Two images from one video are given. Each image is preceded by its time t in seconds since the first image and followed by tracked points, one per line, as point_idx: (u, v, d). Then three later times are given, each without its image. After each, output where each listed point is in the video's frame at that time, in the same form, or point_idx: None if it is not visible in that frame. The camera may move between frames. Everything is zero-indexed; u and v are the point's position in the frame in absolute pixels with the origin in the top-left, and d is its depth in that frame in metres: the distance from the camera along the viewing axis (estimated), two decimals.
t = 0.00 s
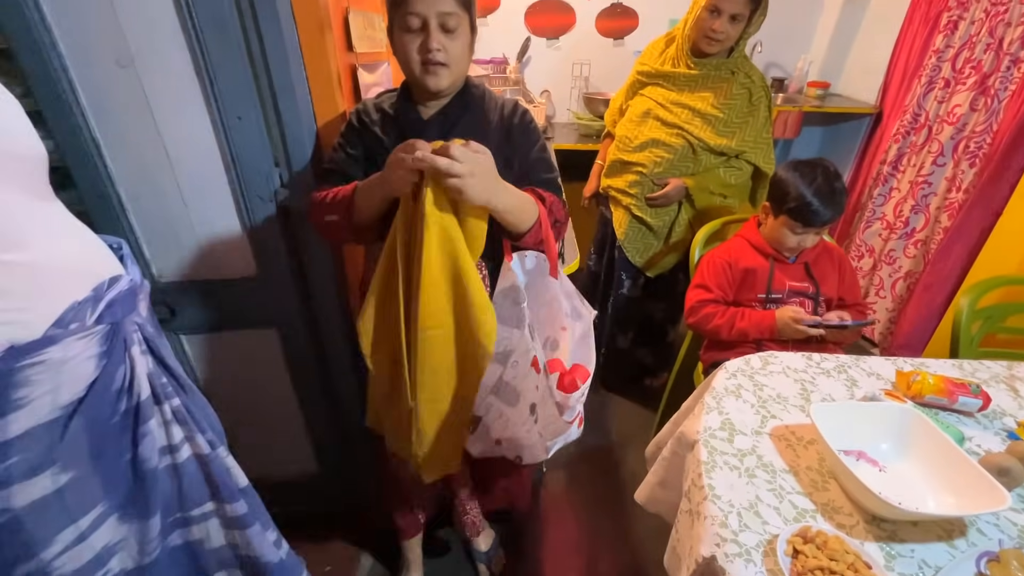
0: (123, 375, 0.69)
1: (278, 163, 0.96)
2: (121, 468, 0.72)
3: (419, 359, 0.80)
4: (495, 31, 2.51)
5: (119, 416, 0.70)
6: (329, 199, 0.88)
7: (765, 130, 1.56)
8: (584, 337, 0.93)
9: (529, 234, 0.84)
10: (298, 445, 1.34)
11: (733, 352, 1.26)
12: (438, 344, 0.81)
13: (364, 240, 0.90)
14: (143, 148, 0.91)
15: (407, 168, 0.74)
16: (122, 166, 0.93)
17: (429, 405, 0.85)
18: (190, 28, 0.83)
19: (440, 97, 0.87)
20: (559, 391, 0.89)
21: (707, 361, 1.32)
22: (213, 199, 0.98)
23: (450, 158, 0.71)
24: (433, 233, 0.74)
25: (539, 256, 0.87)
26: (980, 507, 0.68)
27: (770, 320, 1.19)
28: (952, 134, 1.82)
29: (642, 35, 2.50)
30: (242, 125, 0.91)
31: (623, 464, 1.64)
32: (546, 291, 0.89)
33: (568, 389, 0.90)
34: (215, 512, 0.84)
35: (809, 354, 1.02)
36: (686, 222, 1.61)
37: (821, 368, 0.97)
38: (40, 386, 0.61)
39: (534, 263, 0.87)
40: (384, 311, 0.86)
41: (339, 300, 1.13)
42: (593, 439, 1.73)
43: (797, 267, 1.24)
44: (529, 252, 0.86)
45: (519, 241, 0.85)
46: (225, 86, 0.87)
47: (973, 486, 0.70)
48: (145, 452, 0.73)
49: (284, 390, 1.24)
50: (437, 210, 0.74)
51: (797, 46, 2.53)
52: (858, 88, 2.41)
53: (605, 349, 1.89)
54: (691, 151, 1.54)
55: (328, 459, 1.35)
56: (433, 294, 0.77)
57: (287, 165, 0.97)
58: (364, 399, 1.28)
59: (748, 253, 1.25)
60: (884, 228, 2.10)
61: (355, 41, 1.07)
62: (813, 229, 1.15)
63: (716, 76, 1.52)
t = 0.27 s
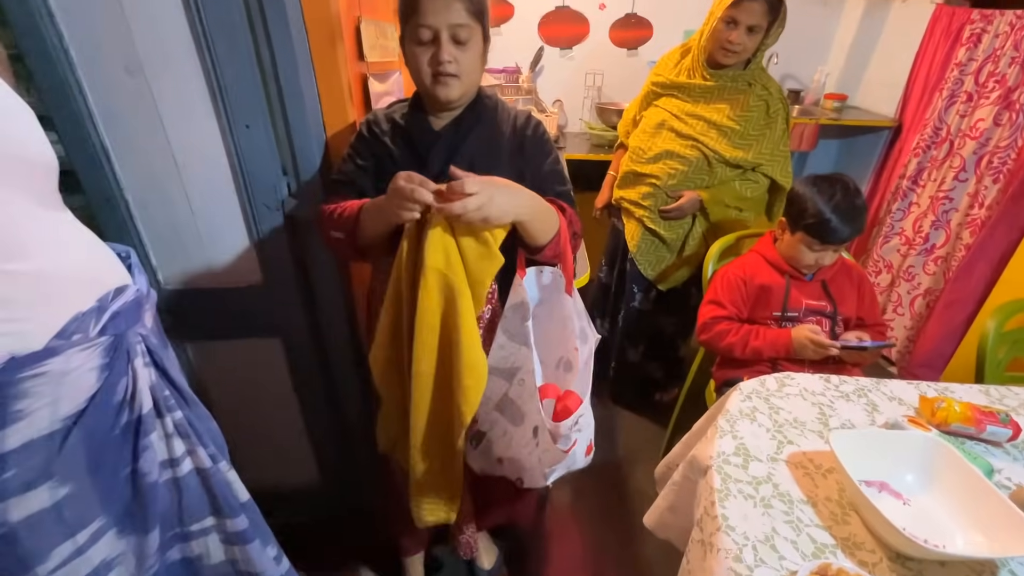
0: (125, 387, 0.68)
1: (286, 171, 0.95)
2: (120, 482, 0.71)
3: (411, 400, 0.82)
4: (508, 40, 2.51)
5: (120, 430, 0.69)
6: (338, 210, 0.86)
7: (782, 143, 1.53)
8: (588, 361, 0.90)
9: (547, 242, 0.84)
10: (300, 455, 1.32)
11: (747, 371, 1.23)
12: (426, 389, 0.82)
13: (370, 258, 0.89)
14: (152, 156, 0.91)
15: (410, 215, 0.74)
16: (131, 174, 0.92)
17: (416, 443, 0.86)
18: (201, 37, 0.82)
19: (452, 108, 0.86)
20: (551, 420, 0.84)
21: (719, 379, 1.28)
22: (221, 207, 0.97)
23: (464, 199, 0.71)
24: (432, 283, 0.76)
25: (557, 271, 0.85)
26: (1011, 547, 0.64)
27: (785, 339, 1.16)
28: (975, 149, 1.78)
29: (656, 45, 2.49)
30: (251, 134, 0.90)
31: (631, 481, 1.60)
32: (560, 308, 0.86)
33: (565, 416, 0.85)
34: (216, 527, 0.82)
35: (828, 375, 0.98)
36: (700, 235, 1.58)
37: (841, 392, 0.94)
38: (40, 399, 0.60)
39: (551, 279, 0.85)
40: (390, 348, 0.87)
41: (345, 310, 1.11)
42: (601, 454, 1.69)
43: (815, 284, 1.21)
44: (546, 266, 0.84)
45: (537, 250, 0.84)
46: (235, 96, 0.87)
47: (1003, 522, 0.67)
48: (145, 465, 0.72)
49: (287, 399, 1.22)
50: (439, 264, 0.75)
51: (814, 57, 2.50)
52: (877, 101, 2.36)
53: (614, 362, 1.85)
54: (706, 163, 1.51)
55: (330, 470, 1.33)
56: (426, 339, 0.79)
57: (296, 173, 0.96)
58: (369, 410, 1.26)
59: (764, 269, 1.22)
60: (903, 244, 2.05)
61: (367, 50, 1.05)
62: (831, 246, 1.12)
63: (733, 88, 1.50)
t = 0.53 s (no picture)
0: (125, 414, 0.66)
1: (299, 188, 0.93)
2: (117, 511, 0.68)
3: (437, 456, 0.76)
4: (527, 55, 2.50)
5: (119, 458, 0.67)
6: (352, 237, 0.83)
7: (809, 163, 1.48)
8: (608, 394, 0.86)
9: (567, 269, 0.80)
10: (305, 475, 1.28)
11: (771, 403, 1.17)
12: (453, 445, 0.77)
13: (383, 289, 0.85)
14: (163, 173, 0.90)
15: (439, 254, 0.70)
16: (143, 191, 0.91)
17: (441, 505, 0.80)
18: (214, 54, 0.81)
19: (469, 128, 0.83)
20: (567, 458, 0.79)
21: (740, 409, 1.23)
22: (231, 225, 0.95)
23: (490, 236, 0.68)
24: (457, 329, 0.72)
25: (576, 296, 0.81)
26: None
27: (812, 371, 1.10)
28: (1011, 172, 1.70)
29: (676, 60, 2.45)
30: (263, 151, 0.88)
31: (646, 510, 1.54)
32: (580, 336, 0.82)
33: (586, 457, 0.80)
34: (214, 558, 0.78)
35: (859, 413, 0.92)
36: (722, 256, 1.53)
37: (874, 433, 0.88)
38: (35, 427, 0.58)
39: (571, 305, 0.81)
40: (407, 404, 0.82)
41: (354, 329, 1.08)
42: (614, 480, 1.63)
43: (843, 314, 1.15)
44: (565, 293, 0.81)
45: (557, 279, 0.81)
46: (247, 113, 0.85)
47: None
48: (143, 494, 0.69)
49: (293, 418, 1.19)
50: (464, 309, 0.72)
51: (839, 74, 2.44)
52: (906, 119, 2.29)
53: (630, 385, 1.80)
54: (729, 183, 1.46)
55: (335, 492, 1.29)
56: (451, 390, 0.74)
57: (308, 191, 0.94)
58: (376, 432, 1.23)
59: (790, 296, 1.17)
60: (933, 268, 1.97)
61: (384, 66, 1.03)
62: (862, 275, 1.06)
63: (758, 106, 1.46)
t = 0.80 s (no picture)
0: (109, 447, 0.62)
1: (307, 203, 0.89)
2: (99, 548, 0.64)
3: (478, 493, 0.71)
4: (546, 66, 2.47)
5: (101, 493, 0.62)
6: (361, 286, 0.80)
7: (841, 183, 1.41)
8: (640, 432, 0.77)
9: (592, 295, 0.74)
10: (305, 498, 1.23)
11: (799, 440, 1.10)
12: (497, 479, 0.71)
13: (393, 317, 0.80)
14: (168, 185, 0.87)
15: (461, 314, 0.66)
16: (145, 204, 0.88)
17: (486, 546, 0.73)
18: (222, 63, 0.78)
19: (486, 145, 0.79)
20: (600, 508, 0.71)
21: (765, 445, 1.16)
22: (235, 240, 0.92)
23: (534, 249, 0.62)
24: (501, 354, 0.67)
25: (601, 324, 0.75)
26: None
27: (844, 409, 1.02)
28: None
29: (699, 74, 2.40)
30: (270, 165, 0.85)
31: (659, 543, 1.46)
32: (605, 366, 0.75)
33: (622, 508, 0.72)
34: None
35: (899, 460, 0.85)
36: (746, 279, 1.46)
37: (916, 484, 0.80)
38: (10, 461, 0.53)
39: (594, 333, 0.74)
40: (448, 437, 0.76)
41: (359, 349, 1.03)
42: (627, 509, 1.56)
43: (879, 347, 1.08)
44: (591, 321, 0.74)
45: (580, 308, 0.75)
46: (255, 125, 0.82)
47: None
48: (127, 531, 0.65)
49: (295, 438, 1.15)
50: (508, 332, 0.66)
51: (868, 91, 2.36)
52: (939, 137, 2.20)
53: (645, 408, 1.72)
54: (756, 203, 1.40)
55: (336, 515, 1.24)
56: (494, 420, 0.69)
57: (316, 206, 0.89)
58: (380, 456, 1.17)
59: (821, 327, 1.10)
60: (967, 294, 1.87)
61: (398, 79, 1.00)
62: (902, 310, 1.00)
63: (788, 123, 1.40)
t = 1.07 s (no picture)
0: (96, 480, 0.60)
1: (319, 220, 0.86)
2: None
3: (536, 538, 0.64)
4: (567, 79, 2.45)
5: (86, 529, 0.61)
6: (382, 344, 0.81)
7: (875, 208, 1.35)
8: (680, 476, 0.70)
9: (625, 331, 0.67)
10: (309, 519, 1.20)
11: (829, 481, 1.04)
12: (559, 522, 0.64)
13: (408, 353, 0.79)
14: (178, 200, 0.84)
15: (449, 400, 0.70)
16: (155, 220, 0.86)
17: None
18: (235, 78, 0.75)
19: (503, 167, 0.76)
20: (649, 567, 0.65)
21: (791, 483, 1.09)
22: (245, 257, 0.89)
23: (620, 263, 0.55)
24: (570, 380, 0.59)
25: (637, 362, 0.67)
26: None
27: (880, 451, 0.97)
28: None
29: (722, 90, 2.35)
30: (282, 182, 0.82)
31: None
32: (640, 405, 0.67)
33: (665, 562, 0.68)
34: None
35: (942, 513, 0.79)
36: (771, 305, 1.40)
37: (963, 542, 0.74)
38: None
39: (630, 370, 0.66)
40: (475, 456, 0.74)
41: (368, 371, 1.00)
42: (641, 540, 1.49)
43: (917, 385, 1.01)
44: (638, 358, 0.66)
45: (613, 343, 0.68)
46: (267, 141, 0.79)
47: None
48: (112, 568, 0.63)
49: (300, 459, 1.11)
50: (580, 355, 0.59)
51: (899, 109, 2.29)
52: (974, 159, 2.11)
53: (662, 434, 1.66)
54: (784, 226, 1.34)
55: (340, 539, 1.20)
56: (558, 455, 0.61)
57: (328, 224, 0.86)
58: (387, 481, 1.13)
59: (854, 361, 1.04)
60: (1004, 324, 1.76)
61: (417, 94, 0.96)
62: (944, 348, 0.94)
63: (819, 144, 1.34)
